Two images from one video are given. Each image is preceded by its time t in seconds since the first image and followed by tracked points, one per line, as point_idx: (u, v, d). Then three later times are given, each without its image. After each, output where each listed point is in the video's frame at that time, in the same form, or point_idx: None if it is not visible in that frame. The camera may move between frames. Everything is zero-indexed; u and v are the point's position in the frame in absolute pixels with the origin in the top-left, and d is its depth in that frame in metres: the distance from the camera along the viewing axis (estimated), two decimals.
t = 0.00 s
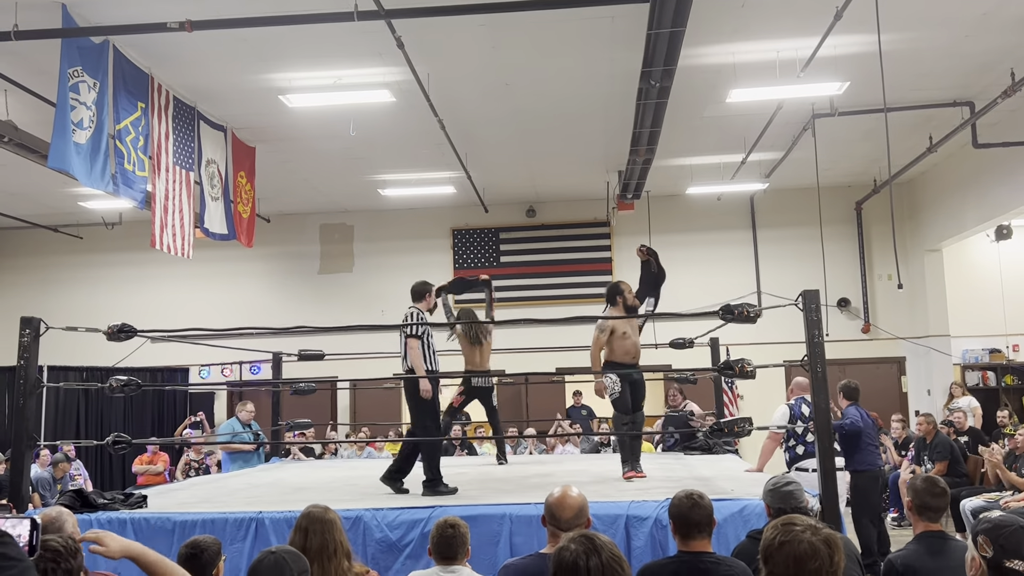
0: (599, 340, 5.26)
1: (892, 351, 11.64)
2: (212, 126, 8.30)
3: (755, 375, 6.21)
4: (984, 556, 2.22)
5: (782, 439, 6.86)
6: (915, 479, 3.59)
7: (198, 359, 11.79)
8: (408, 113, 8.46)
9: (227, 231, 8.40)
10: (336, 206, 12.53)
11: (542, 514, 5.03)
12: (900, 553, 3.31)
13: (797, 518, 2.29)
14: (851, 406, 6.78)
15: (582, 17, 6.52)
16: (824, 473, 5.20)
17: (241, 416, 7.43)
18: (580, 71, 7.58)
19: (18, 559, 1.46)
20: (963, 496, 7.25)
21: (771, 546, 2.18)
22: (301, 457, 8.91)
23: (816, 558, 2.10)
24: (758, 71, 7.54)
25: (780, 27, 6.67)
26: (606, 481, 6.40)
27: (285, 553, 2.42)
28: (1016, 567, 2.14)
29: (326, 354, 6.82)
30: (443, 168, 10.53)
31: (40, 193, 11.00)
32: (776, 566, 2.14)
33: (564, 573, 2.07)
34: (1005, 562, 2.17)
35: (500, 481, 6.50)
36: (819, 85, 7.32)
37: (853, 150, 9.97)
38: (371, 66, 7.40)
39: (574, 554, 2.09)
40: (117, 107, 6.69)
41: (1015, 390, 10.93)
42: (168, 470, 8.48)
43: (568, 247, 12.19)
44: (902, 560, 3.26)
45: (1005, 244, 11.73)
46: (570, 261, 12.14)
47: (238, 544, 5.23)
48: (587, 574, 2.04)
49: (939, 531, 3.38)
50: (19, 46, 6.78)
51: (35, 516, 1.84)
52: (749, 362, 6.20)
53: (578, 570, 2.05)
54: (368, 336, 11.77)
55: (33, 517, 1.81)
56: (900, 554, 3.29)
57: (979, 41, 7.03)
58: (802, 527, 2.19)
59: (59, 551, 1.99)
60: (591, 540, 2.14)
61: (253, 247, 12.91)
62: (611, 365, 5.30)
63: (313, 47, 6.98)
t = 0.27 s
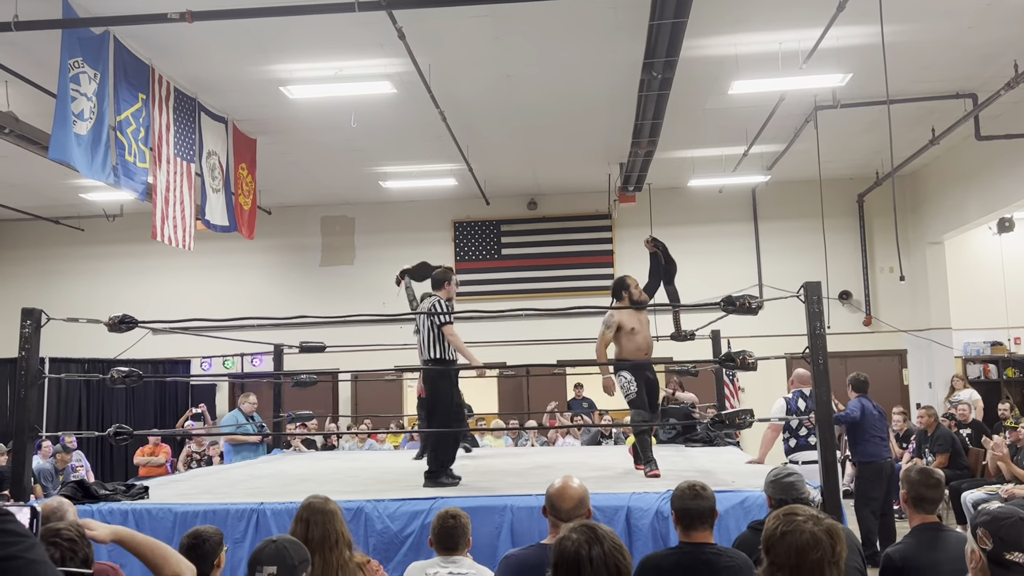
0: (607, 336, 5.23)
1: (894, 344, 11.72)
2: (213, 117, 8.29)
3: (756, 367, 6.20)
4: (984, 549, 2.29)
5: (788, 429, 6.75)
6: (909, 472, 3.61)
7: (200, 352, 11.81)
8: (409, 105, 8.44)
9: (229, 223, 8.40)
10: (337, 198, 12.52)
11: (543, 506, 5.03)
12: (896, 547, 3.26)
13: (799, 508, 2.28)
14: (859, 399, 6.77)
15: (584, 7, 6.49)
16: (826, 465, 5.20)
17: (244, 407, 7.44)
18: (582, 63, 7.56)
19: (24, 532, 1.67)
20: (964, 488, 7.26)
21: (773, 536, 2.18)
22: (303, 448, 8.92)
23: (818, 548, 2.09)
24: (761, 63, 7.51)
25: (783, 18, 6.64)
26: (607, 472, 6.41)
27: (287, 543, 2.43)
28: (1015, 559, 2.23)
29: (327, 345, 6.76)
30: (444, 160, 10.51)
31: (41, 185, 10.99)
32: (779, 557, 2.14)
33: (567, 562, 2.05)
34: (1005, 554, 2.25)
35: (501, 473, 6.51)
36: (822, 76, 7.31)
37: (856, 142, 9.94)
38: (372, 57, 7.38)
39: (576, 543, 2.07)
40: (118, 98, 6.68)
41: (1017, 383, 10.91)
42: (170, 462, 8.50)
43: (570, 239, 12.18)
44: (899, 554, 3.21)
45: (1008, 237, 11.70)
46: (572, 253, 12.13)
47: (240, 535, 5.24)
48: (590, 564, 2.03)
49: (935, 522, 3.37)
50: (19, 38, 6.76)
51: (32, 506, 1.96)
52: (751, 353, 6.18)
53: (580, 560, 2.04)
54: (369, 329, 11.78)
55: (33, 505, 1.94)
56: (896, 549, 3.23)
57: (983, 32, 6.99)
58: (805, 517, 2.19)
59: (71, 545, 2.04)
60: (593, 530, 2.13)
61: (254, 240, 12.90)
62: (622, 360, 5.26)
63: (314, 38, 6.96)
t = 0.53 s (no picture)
0: (607, 319, 5.27)
1: (896, 335, 11.73)
2: (214, 107, 8.27)
3: (759, 357, 6.19)
4: (992, 541, 2.28)
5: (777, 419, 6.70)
6: (908, 462, 3.60)
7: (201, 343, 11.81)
8: (411, 94, 8.41)
9: (231, 213, 8.39)
10: (339, 189, 12.51)
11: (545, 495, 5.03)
12: (897, 538, 3.23)
13: (802, 496, 2.27)
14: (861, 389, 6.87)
15: None
16: (829, 456, 5.19)
17: (246, 397, 7.45)
18: (584, 53, 7.54)
19: (16, 511, 1.36)
20: (966, 479, 7.25)
21: (776, 524, 2.17)
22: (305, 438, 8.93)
23: (821, 536, 2.08)
24: (764, 52, 7.49)
25: (786, 8, 6.61)
26: (608, 462, 6.41)
27: (287, 529, 2.45)
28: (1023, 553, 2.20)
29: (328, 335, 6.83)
30: (446, 150, 10.49)
31: (43, 175, 10.98)
32: (781, 547, 2.13)
33: (570, 551, 2.04)
34: (1013, 547, 2.23)
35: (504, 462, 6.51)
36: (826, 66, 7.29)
37: (859, 132, 9.92)
38: (374, 46, 7.36)
39: (579, 532, 2.06)
40: (120, 87, 6.67)
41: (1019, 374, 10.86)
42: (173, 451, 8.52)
43: (572, 230, 12.16)
44: (901, 544, 3.19)
45: (1011, 228, 11.68)
46: (574, 244, 12.12)
47: (242, 524, 5.25)
48: (594, 553, 2.02)
49: (938, 512, 3.34)
50: (20, 26, 6.74)
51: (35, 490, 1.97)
52: (754, 343, 6.17)
53: (582, 549, 2.03)
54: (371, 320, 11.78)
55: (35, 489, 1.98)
56: (899, 539, 3.20)
57: (987, 22, 6.97)
58: (808, 505, 2.18)
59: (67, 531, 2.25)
60: (596, 518, 2.12)
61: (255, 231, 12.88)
62: (624, 343, 5.27)
63: (316, 26, 6.94)
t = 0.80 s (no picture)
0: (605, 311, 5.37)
1: (899, 325, 11.73)
2: (216, 95, 8.25)
3: (761, 347, 6.16)
4: (997, 527, 2.18)
5: (770, 407, 6.71)
6: (913, 449, 3.60)
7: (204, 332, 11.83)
8: (413, 82, 8.39)
9: (233, 201, 8.39)
10: (341, 177, 12.49)
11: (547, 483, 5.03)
12: (901, 526, 3.23)
13: (805, 481, 2.24)
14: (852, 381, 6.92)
15: None
16: (830, 445, 5.18)
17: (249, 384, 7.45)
18: (587, 41, 7.51)
19: (16, 494, 1.51)
20: (967, 468, 7.26)
21: (778, 512, 2.15)
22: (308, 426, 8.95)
23: (823, 523, 2.07)
24: (768, 41, 7.46)
25: None
26: (610, 450, 6.42)
27: (283, 514, 2.54)
28: None
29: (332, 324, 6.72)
30: (449, 139, 10.47)
31: (45, 163, 10.98)
32: (781, 533, 2.13)
33: (573, 538, 2.04)
34: (1018, 533, 2.14)
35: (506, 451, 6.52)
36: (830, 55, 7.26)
37: (863, 121, 9.89)
38: (376, 34, 7.34)
39: (582, 520, 2.05)
40: (122, 75, 6.66)
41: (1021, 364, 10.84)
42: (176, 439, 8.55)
43: (574, 220, 12.15)
44: (905, 532, 3.19)
45: (1014, 218, 11.66)
46: (576, 234, 12.11)
47: (244, 512, 5.26)
48: (597, 540, 2.02)
49: (943, 500, 3.34)
50: (21, 13, 6.73)
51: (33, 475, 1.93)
52: (756, 332, 6.14)
53: (584, 537, 2.03)
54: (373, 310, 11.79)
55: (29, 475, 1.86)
56: (902, 527, 3.21)
57: (992, 10, 6.93)
58: (810, 492, 2.15)
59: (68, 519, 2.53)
60: (597, 505, 2.11)
61: (257, 221, 12.88)
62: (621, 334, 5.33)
63: (318, 14, 6.92)
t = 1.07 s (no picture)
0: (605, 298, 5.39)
1: (902, 315, 11.71)
2: (219, 82, 8.23)
3: (765, 335, 6.12)
4: (1001, 515, 1.98)
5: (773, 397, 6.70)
6: (922, 437, 3.59)
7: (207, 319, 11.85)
8: (416, 69, 8.36)
9: (236, 188, 8.39)
10: (344, 165, 12.47)
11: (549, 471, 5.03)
12: (907, 513, 3.32)
13: (808, 469, 2.21)
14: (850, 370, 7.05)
15: None
16: (834, 435, 5.17)
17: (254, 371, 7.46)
18: (591, 29, 7.47)
19: (16, 483, 1.50)
20: (971, 457, 7.25)
21: (781, 499, 2.12)
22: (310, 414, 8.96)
23: (825, 511, 2.04)
24: (773, 28, 7.42)
25: None
26: (612, 439, 6.42)
27: (284, 500, 2.28)
28: None
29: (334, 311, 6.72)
30: (452, 127, 10.44)
31: (47, 151, 10.97)
32: (782, 518, 2.11)
33: (575, 524, 2.03)
34: None
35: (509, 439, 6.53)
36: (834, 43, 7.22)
37: (867, 110, 9.85)
38: (378, 21, 7.31)
39: (584, 506, 2.04)
40: (124, 62, 6.64)
41: None
42: (179, 427, 8.56)
43: (577, 209, 12.14)
44: (910, 520, 3.28)
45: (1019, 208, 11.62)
46: (579, 222, 12.09)
47: (246, 499, 5.27)
48: (599, 526, 2.01)
49: (949, 489, 3.38)
50: None
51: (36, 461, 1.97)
52: (759, 321, 6.12)
53: (587, 523, 2.02)
54: (376, 299, 11.80)
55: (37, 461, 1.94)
56: (907, 514, 3.29)
57: None
58: (812, 479, 2.12)
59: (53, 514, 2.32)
60: (600, 492, 2.10)
61: (260, 210, 12.87)
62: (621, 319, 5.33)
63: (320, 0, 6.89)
